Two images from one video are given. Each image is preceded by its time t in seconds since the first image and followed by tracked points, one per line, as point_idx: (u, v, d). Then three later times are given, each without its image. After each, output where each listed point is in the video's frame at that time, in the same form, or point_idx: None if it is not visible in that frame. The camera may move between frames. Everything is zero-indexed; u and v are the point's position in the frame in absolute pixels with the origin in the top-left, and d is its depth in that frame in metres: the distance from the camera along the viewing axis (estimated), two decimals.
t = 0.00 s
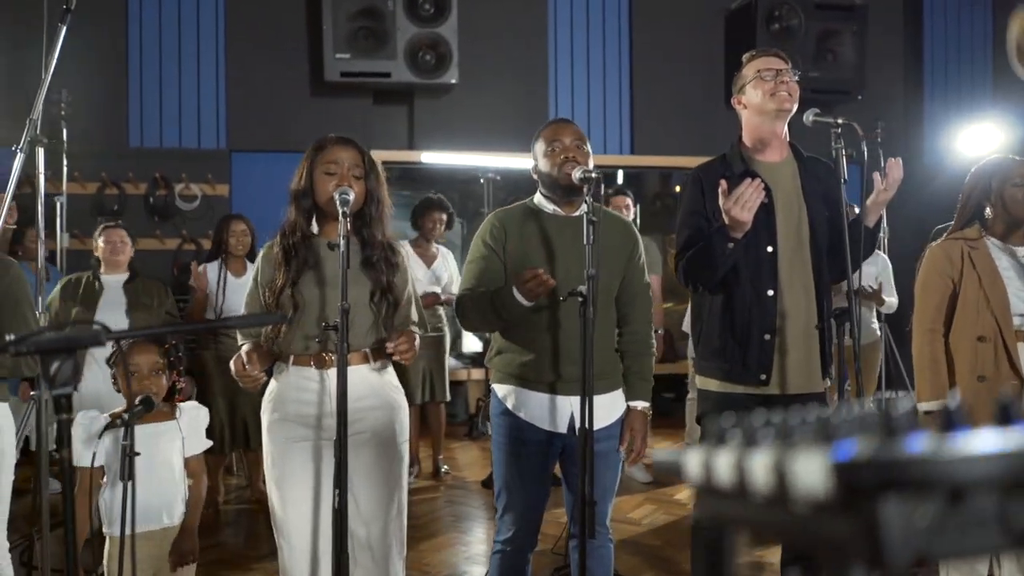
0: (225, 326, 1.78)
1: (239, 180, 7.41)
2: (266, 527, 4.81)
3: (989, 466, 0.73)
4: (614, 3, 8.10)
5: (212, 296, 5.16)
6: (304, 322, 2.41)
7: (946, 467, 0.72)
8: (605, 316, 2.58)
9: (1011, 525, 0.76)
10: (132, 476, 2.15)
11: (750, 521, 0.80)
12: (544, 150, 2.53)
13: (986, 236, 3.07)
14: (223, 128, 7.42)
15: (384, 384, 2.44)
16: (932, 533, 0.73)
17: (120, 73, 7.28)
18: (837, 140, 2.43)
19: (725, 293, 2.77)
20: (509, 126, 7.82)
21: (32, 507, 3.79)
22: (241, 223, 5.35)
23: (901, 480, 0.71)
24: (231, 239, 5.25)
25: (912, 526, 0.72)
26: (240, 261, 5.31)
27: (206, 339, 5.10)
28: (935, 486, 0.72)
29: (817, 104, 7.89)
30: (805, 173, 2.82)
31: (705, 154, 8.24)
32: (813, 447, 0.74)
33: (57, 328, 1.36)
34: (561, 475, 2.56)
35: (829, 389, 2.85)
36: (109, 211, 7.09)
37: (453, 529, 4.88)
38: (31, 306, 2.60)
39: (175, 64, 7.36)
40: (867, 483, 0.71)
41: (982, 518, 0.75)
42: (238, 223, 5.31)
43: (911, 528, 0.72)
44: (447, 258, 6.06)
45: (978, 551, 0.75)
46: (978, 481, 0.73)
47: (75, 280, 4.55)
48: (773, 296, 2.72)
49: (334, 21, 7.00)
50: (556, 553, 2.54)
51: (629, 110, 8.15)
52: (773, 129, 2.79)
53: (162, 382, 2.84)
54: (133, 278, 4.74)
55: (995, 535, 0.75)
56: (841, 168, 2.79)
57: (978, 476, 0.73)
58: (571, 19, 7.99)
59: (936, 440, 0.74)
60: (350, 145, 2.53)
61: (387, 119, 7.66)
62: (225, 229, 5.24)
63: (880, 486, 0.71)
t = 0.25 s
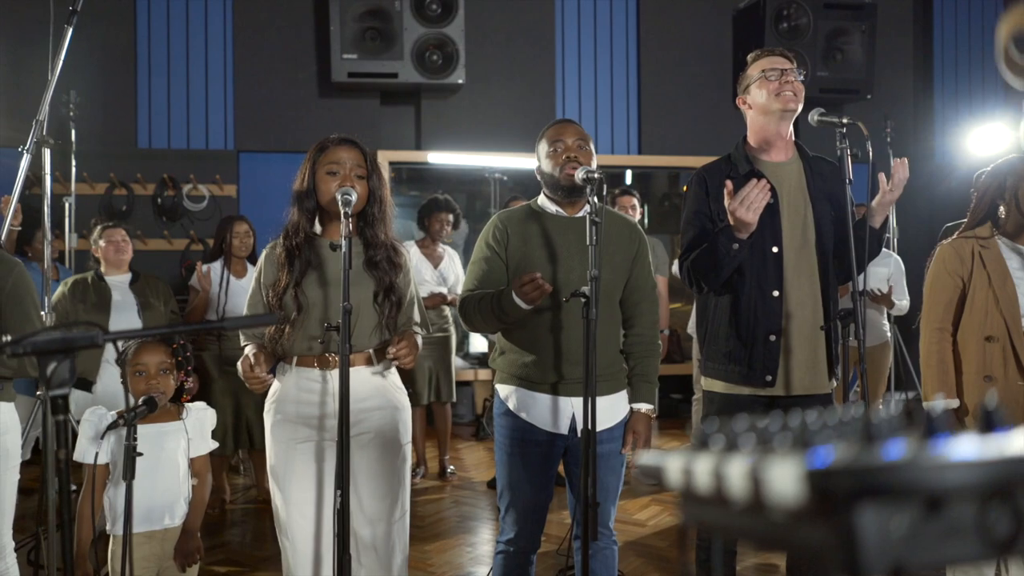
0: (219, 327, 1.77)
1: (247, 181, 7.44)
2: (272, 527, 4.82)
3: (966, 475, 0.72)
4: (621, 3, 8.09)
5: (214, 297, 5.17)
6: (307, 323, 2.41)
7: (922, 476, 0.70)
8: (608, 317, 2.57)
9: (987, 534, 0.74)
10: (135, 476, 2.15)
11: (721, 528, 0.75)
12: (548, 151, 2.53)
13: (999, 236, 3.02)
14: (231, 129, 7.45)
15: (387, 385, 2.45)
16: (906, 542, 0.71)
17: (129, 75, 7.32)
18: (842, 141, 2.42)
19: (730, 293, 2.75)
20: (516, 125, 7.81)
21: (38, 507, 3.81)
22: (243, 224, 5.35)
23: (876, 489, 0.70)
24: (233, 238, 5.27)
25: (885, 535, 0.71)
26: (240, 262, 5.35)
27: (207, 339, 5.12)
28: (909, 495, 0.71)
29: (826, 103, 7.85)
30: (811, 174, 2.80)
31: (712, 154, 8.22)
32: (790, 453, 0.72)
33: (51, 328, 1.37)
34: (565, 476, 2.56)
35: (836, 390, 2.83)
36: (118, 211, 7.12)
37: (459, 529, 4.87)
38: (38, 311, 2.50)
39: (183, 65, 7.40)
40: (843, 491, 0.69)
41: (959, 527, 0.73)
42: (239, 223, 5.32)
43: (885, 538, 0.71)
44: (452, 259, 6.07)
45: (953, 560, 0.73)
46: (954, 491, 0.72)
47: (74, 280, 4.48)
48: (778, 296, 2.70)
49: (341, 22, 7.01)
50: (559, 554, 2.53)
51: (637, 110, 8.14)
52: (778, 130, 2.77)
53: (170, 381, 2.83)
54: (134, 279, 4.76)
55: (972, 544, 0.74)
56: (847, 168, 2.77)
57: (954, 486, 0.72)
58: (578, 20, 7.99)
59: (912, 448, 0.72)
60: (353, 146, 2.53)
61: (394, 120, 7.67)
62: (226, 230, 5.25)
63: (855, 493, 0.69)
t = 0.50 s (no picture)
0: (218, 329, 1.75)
1: (256, 181, 7.47)
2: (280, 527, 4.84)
3: (947, 483, 0.70)
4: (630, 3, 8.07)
5: (223, 298, 5.19)
6: (313, 324, 2.42)
7: (901, 484, 0.69)
8: (614, 318, 2.56)
9: (971, 543, 0.72)
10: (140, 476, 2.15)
11: (706, 535, 0.73)
12: (553, 152, 2.53)
13: (1012, 235, 2.92)
14: (241, 130, 7.49)
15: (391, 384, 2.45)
16: (883, 552, 0.69)
17: (139, 76, 7.35)
18: (849, 140, 2.39)
19: (736, 295, 2.74)
20: (525, 126, 7.81)
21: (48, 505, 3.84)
22: (249, 224, 5.39)
23: (853, 498, 0.68)
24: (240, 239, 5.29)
25: (863, 547, 0.68)
26: (247, 262, 5.38)
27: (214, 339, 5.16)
28: (887, 504, 0.69)
29: (836, 103, 7.81)
30: (819, 175, 2.78)
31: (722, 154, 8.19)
32: (765, 459, 0.70)
33: (51, 331, 1.37)
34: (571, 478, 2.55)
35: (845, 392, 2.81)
36: (129, 212, 7.16)
37: (467, 530, 4.88)
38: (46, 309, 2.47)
39: (194, 67, 7.43)
40: (819, 499, 0.67)
41: (940, 537, 0.71)
42: (246, 224, 5.35)
43: (862, 548, 0.68)
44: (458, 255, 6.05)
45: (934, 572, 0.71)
46: (936, 499, 0.70)
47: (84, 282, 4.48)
48: (785, 297, 2.68)
49: (350, 23, 7.02)
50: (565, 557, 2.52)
51: (646, 111, 8.13)
52: (786, 130, 2.75)
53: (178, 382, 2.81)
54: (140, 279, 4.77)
55: (953, 555, 0.71)
56: (855, 168, 2.75)
57: (934, 494, 0.70)
58: (587, 20, 7.99)
59: (891, 454, 0.70)
60: (357, 147, 2.54)
61: (403, 120, 7.69)
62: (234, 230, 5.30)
63: (832, 502, 0.67)
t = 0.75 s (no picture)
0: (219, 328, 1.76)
1: (268, 181, 7.51)
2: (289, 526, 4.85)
3: (928, 487, 0.69)
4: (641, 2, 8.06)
5: (238, 296, 5.23)
6: (319, 323, 2.43)
7: (881, 488, 0.67)
8: (619, 318, 2.56)
9: (954, 549, 0.71)
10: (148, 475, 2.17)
11: (688, 537, 0.73)
12: (559, 152, 2.52)
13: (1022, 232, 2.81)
14: (252, 131, 7.52)
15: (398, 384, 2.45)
16: (862, 558, 0.68)
17: (152, 77, 7.41)
18: (857, 139, 2.37)
19: (744, 295, 2.72)
20: (536, 125, 7.81)
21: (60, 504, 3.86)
22: (261, 224, 5.42)
23: (830, 502, 0.66)
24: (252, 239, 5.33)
25: (841, 552, 0.67)
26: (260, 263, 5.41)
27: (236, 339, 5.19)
28: (865, 508, 0.67)
29: (848, 102, 7.77)
30: (826, 174, 2.76)
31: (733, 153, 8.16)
32: (743, 461, 0.68)
33: (53, 331, 1.39)
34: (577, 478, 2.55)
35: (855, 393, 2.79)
36: (142, 212, 7.22)
37: (476, 530, 4.87)
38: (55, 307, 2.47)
39: (205, 68, 7.48)
40: (794, 503, 0.65)
41: (923, 542, 0.69)
42: (256, 224, 5.38)
43: (839, 554, 0.67)
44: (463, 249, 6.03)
45: None
46: (915, 504, 0.69)
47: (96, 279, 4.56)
48: (793, 297, 2.67)
49: (360, 23, 7.04)
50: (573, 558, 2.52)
51: (656, 110, 8.11)
52: (794, 129, 2.74)
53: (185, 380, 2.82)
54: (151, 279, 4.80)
55: (936, 561, 0.70)
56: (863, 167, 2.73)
57: (915, 498, 0.68)
58: (598, 20, 7.98)
59: (872, 457, 0.69)
60: (362, 147, 2.55)
61: (414, 121, 7.70)
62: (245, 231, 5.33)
63: (808, 506, 0.66)
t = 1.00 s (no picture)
0: (224, 326, 1.77)
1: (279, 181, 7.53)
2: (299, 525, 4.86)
3: (918, 485, 0.68)
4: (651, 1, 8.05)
5: (254, 296, 5.25)
6: (328, 322, 2.44)
7: (870, 487, 0.67)
8: (627, 317, 2.56)
9: (944, 547, 0.71)
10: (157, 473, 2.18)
11: (685, 536, 0.73)
12: (569, 153, 2.52)
13: None
14: (263, 131, 7.55)
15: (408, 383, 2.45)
16: (851, 556, 0.67)
17: (164, 77, 7.45)
18: (867, 138, 2.36)
19: (754, 295, 2.70)
20: (546, 124, 7.79)
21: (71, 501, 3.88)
22: (275, 224, 5.45)
23: (819, 500, 0.66)
24: (267, 239, 5.37)
25: (830, 550, 0.67)
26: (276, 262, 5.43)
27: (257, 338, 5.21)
28: (854, 506, 0.67)
29: (860, 101, 7.72)
30: (837, 173, 2.75)
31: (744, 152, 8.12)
32: (731, 459, 0.68)
33: (59, 330, 1.40)
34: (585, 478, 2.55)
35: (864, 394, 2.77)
36: (154, 212, 7.25)
37: (485, 530, 4.86)
38: (67, 307, 2.48)
39: (217, 68, 7.51)
40: (782, 500, 0.65)
41: (911, 540, 0.69)
42: (271, 224, 5.41)
43: (827, 552, 0.67)
44: (468, 247, 6.00)
45: None
46: (906, 501, 0.68)
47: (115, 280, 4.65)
48: (803, 298, 2.65)
49: (371, 23, 7.06)
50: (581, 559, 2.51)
51: (667, 110, 8.09)
52: (804, 128, 2.72)
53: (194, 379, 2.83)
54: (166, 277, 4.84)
55: (925, 558, 0.70)
56: (873, 167, 2.71)
57: (904, 496, 0.68)
58: (608, 19, 7.97)
59: (861, 454, 0.69)
60: (370, 146, 2.55)
61: (424, 121, 7.71)
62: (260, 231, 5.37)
63: (796, 503, 0.65)
